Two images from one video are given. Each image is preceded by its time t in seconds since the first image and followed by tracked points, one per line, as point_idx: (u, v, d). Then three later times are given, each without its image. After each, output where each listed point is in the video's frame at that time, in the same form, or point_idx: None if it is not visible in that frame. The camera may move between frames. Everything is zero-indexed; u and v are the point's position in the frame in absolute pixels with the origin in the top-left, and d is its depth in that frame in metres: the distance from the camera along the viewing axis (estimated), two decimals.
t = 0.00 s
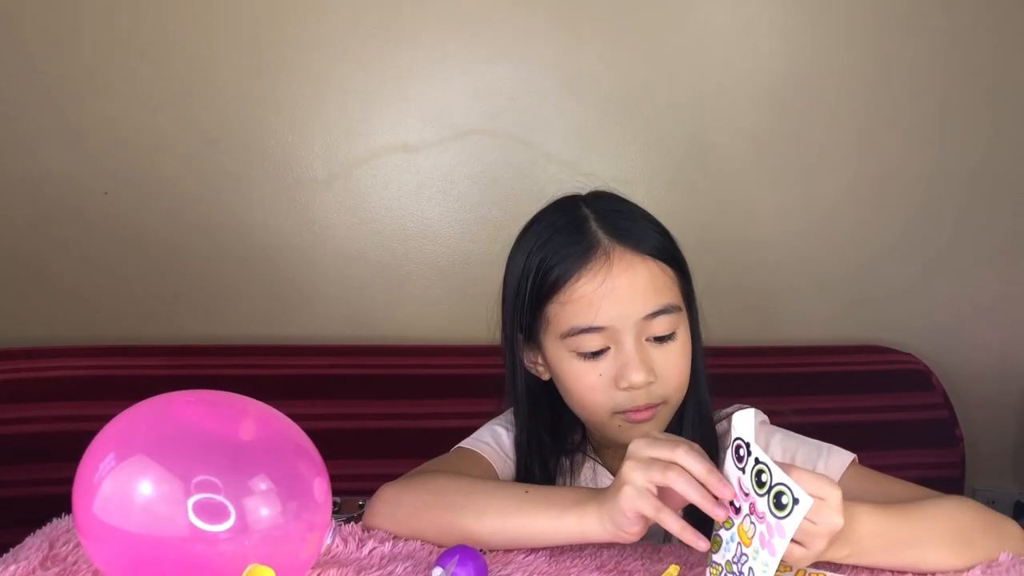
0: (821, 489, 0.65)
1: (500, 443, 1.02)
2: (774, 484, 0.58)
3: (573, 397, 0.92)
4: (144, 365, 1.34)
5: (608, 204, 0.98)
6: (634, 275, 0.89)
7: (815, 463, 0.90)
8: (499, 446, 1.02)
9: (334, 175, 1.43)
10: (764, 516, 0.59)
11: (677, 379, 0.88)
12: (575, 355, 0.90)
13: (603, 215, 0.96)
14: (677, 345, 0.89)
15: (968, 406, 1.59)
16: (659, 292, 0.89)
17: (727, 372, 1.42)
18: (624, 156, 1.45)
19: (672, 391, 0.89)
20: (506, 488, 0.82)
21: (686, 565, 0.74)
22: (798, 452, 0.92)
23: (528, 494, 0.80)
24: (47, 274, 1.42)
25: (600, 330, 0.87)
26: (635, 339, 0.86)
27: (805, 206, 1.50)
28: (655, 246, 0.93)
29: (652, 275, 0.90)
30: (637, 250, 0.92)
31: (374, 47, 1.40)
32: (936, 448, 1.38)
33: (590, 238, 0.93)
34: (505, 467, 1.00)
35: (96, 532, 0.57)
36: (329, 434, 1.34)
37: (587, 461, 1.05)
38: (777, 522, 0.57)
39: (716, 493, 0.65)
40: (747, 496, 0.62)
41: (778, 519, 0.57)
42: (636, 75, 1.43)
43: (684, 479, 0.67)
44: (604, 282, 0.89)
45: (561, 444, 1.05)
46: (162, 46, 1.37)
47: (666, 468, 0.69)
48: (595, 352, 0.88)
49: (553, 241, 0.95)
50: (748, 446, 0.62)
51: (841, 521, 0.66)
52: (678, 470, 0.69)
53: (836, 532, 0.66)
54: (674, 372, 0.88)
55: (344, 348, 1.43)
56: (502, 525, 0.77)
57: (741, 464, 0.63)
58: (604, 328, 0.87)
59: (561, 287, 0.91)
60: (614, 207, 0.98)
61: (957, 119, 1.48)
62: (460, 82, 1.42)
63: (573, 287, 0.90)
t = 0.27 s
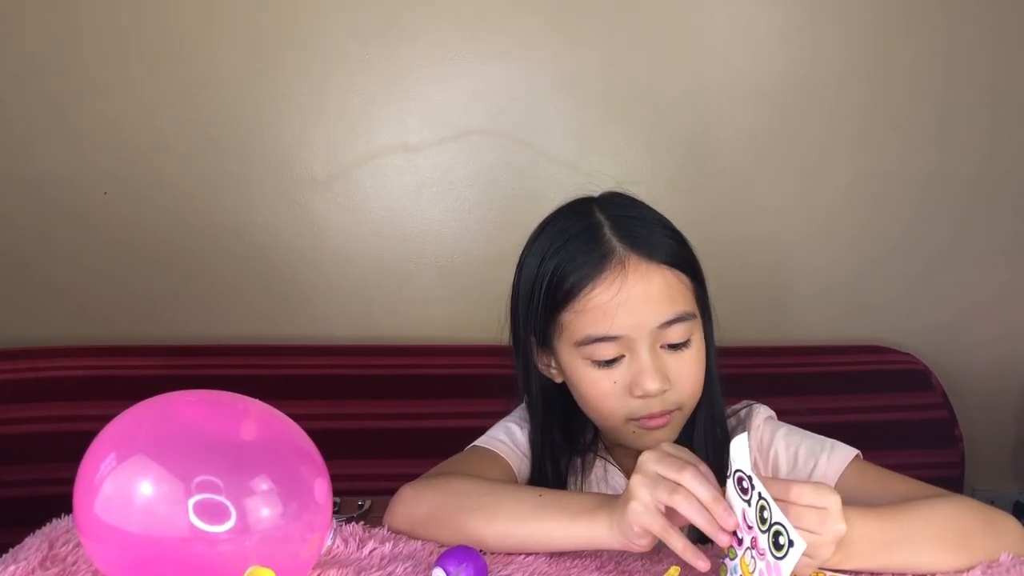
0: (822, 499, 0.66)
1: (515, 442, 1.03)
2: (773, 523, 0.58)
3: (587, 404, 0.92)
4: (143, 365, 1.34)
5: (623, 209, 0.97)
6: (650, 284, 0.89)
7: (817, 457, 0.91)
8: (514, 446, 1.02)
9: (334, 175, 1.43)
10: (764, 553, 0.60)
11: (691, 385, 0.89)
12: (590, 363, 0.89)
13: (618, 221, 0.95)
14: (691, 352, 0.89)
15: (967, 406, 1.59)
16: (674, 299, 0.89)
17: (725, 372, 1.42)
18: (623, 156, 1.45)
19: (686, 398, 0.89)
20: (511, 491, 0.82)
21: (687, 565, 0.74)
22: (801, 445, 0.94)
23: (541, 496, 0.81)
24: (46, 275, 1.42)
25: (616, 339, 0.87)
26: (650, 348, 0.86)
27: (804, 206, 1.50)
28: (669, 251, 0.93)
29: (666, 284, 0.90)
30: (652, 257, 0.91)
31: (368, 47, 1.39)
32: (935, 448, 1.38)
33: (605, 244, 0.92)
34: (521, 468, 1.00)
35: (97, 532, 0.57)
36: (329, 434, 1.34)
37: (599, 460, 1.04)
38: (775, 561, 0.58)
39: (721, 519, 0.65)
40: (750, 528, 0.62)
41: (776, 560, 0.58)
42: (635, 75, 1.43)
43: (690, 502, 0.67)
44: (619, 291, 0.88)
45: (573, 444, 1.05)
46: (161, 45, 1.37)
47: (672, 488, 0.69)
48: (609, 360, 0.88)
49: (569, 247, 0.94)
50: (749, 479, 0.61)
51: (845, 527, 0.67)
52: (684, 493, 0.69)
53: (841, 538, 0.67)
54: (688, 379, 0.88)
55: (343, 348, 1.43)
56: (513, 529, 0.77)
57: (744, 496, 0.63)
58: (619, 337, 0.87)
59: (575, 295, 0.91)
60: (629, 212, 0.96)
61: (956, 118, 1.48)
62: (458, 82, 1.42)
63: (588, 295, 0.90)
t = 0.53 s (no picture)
0: (818, 497, 0.67)
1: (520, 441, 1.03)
2: (778, 524, 0.58)
3: (597, 401, 0.92)
4: (142, 365, 1.34)
5: (644, 208, 0.97)
6: (668, 285, 0.89)
7: (822, 455, 0.91)
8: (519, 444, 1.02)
9: (335, 175, 1.43)
10: (765, 553, 0.60)
11: (703, 388, 0.89)
12: (602, 361, 0.90)
13: (639, 221, 0.94)
14: (705, 354, 0.89)
15: (967, 406, 1.59)
16: (691, 301, 0.89)
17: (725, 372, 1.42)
18: (623, 156, 1.45)
19: (697, 400, 0.89)
20: (513, 491, 0.82)
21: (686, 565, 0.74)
22: (806, 443, 0.93)
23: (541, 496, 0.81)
24: (45, 275, 1.42)
25: (630, 338, 0.87)
26: (665, 348, 0.86)
27: (803, 206, 1.50)
28: (689, 253, 0.92)
29: (684, 285, 0.90)
30: (672, 257, 0.91)
31: (368, 47, 1.39)
32: (935, 449, 1.38)
33: (624, 243, 0.92)
34: (524, 466, 1.00)
35: (95, 533, 0.57)
36: (328, 434, 1.34)
37: (606, 459, 1.04)
38: (777, 562, 0.58)
39: (721, 519, 0.66)
40: (753, 529, 0.62)
41: (778, 560, 0.58)
42: (635, 75, 1.43)
43: (690, 502, 0.68)
44: (637, 290, 0.88)
45: (581, 441, 1.05)
46: (161, 45, 1.37)
47: (672, 489, 0.69)
48: (623, 359, 0.88)
49: (589, 243, 0.93)
50: (760, 480, 0.62)
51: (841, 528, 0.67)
52: (683, 493, 0.69)
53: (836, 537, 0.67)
54: (701, 382, 0.88)
55: (342, 348, 1.43)
56: (512, 529, 0.78)
57: (752, 497, 0.63)
58: (633, 336, 0.87)
59: (592, 293, 0.91)
60: (650, 212, 0.96)
61: (956, 118, 1.48)
62: (460, 82, 1.42)
63: (605, 294, 0.90)
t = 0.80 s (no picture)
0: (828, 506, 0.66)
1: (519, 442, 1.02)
2: (809, 525, 0.60)
3: (600, 392, 0.92)
4: (142, 365, 1.34)
5: (655, 202, 0.97)
6: (675, 277, 0.89)
7: (826, 455, 0.91)
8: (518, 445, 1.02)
9: (335, 175, 1.43)
10: (789, 554, 0.61)
11: (708, 383, 0.89)
12: (607, 351, 0.90)
13: (649, 215, 0.94)
14: (710, 349, 0.89)
15: (967, 405, 1.59)
16: (698, 295, 0.89)
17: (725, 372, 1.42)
18: (623, 156, 1.45)
19: (700, 396, 0.89)
20: (515, 492, 0.82)
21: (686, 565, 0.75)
22: (810, 443, 0.94)
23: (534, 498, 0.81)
24: (44, 275, 1.42)
25: (636, 329, 0.87)
26: (670, 341, 0.87)
27: (803, 206, 1.50)
28: (698, 248, 0.92)
29: (692, 279, 0.90)
30: (681, 251, 0.91)
31: (368, 46, 1.39)
32: (935, 449, 1.38)
33: (633, 235, 0.92)
34: (524, 467, 1.00)
35: (95, 533, 0.57)
36: (328, 434, 1.34)
37: (609, 458, 1.05)
38: (807, 563, 0.60)
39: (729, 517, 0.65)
40: (770, 530, 0.63)
41: (809, 561, 0.60)
42: (635, 75, 1.43)
43: (694, 504, 0.67)
44: (643, 281, 0.88)
45: (584, 439, 1.05)
46: (161, 45, 1.37)
47: (675, 493, 0.69)
48: (628, 349, 0.88)
49: (598, 235, 0.94)
50: (783, 480, 0.62)
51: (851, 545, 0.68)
52: (687, 495, 0.68)
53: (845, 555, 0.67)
54: (705, 377, 0.88)
55: (342, 348, 1.43)
56: (508, 533, 0.77)
57: (771, 498, 0.63)
58: (639, 327, 0.87)
59: (599, 282, 0.91)
60: (661, 206, 0.96)
61: (956, 118, 1.48)
62: (461, 80, 1.42)
63: (611, 284, 0.90)
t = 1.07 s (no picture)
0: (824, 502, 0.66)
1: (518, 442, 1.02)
2: (798, 515, 0.60)
3: (594, 391, 0.92)
4: (142, 365, 1.34)
5: (655, 201, 0.97)
6: (671, 276, 0.89)
7: (825, 455, 0.91)
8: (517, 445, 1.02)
9: (334, 175, 1.43)
10: (781, 545, 0.60)
11: (702, 383, 0.88)
12: (601, 349, 0.90)
13: (648, 214, 0.94)
14: (706, 349, 0.89)
15: (966, 405, 1.59)
16: (694, 295, 0.89)
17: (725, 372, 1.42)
18: (623, 156, 1.45)
19: (695, 396, 0.89)
20: (516, 492, 0.82)
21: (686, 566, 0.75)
22: (808, 443, 0.94)
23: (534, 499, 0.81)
24: (44, 275, 1.42)
25: (630, 326, 0.87)
26: (665, 339, 0.87)
27: (803, 206, 1.50)
28: (697, 247, 0.92)
29: (689, 278, 0.90)
30: (678, 249, 0.91)
31: (368, 46, 1.39)
32: (935, 448, 1.38)
33: (630, 233, 0.92)
34: (521, 467, 1.00)
35: (95, 533, 0.57)
36: (328, 434, 1.34)
37: (607, 458, 1.05)
38: (797, 554, 0.59)
39: (723, 511, 0.65)
40: (764, 522, 0.62)
41: (799, 551, 0.59)
42: (634, 76, 1.43)
43: (690, 498, 0.67)
44: (639, 279, 0.89)
45: (583, 438, 1.05)
46: (161, 45, 1.37)
47: (672, 488, 0.69)
48: (622, 347, 0.88)
49: (596, 233, 0.94)
50: (772, 473, 0.62)
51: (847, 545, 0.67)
52: (684, 490, 0.68)
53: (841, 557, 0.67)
54: (700, 377, 0.88)
55: (342, 348, 1.43)
56: (508, 534, 0.77)
57: (761, 490, 0.63)
58: (634, 325, 0.87)
59: (594, 280, 0.91)
60: (660, 205, 0.96)
61: (955, 118, 1.48)
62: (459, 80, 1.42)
63: (607, 281, 0.90)
